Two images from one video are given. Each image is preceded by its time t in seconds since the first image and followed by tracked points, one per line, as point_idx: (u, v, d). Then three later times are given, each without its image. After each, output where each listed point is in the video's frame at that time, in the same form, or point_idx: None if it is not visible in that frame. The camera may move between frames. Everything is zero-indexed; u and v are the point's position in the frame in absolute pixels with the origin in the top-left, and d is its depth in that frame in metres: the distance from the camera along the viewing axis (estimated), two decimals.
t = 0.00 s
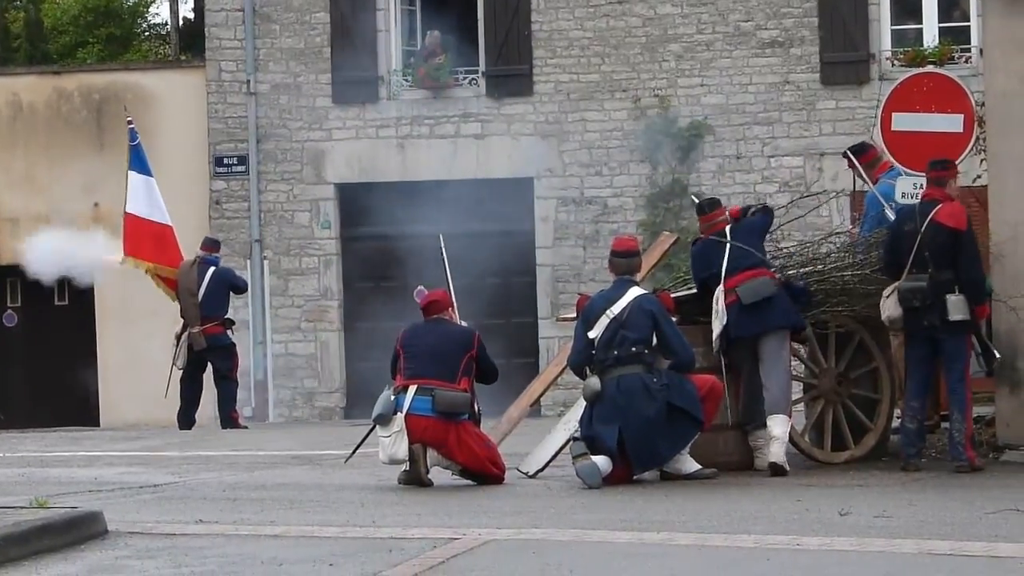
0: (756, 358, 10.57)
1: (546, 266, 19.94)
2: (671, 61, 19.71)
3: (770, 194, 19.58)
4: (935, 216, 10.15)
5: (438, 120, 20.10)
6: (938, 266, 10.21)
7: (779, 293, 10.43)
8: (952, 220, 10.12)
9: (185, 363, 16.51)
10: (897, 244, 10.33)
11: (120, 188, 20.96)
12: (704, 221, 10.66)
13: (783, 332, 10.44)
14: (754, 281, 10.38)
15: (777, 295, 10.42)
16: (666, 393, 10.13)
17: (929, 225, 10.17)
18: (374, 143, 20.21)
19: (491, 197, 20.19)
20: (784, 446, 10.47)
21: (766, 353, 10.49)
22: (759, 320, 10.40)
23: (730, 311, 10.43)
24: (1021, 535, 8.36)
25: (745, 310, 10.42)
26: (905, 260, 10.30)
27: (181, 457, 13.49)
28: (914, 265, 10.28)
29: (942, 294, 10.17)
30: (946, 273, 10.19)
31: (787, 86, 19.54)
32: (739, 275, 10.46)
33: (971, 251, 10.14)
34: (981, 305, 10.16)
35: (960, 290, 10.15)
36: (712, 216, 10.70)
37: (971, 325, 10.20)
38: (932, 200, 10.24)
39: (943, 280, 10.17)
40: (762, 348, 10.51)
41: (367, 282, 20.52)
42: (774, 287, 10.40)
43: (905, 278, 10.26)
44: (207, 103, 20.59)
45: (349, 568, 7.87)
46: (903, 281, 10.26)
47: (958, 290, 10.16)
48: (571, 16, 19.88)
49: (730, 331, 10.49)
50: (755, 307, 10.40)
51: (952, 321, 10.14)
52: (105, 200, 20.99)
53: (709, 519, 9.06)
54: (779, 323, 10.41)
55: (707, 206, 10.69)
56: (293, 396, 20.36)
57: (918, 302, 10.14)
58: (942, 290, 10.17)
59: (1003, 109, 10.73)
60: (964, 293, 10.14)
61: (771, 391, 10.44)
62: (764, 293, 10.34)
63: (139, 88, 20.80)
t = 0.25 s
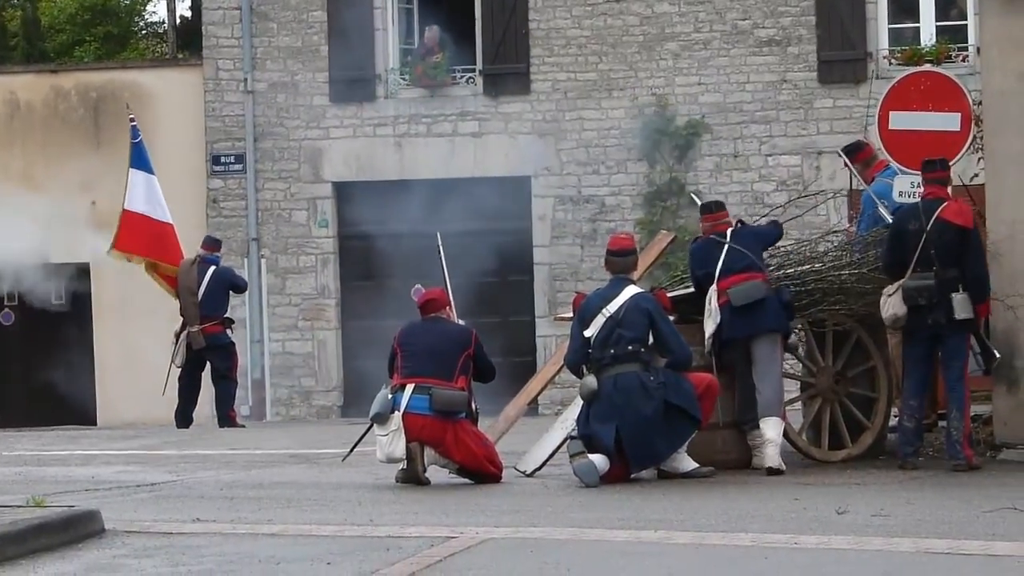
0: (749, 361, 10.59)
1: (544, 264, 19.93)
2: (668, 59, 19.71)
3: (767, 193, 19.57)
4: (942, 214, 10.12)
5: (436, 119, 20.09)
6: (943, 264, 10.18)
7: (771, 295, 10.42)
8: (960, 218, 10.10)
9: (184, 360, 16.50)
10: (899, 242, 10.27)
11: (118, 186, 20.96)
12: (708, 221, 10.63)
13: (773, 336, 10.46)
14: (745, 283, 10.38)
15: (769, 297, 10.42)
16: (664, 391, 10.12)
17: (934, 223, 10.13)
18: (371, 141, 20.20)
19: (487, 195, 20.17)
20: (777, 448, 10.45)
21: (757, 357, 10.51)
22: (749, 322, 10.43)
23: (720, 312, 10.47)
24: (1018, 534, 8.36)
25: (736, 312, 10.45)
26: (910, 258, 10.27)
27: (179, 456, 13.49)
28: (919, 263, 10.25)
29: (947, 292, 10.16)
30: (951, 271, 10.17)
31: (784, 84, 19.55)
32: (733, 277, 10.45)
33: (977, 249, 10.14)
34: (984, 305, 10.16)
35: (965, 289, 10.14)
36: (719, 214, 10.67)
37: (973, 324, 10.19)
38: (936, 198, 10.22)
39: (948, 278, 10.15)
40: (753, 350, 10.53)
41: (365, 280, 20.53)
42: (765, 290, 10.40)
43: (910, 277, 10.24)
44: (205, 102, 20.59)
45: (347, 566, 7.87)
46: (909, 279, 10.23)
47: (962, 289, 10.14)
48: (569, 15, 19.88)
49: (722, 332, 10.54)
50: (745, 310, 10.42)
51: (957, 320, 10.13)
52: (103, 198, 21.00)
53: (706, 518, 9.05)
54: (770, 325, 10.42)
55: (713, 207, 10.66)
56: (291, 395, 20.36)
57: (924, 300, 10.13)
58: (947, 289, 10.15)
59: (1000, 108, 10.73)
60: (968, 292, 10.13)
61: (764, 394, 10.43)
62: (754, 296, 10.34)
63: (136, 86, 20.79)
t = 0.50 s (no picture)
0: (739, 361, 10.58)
1: (539, 261, 19.93)
2: (665, 56, 19.69)
3: (763, 189, 19.57)
4: (941, 210, 10.15)
5: (432, 115, 20.08)
6: (944, 261, 10.19)
7: (751, 295, 10.36)
8: (959, 214, 10.13)
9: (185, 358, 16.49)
10: (896, 238, 10.24)
11: (112, 183, 21.00)
12: (721, 216, 10.62)
13: (755, 339, 10.42)
14: (725, 284, 10.36)
15: (747, 297, 10.35)
16: (659, 387, 10.13)
17: (934, 219, 10.15)
18: (367, 138, 20.19)
19: (483, 191, 20.14)
20: (770, 449, 10.45)
21: (745, 358, 10.48)
22: (730, 323, 10.41)
23: (705, 313, 10.50)
24: (1013, 530, 8.37)
25: (720, 313, 10.44)
26: (909, 255, 10.23)
27: (174, 452, 13.48)
28: (918, 260, 10.22)
29: (947, 289, 10.16)
30: (951, 267, 10.17)
31: (781, 81, 19.55)
32: (719, 278, 10.44)
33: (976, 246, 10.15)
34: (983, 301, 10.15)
35: (965, 285, 10.14)
36: (732, 209, 10.66)
37: (971, 320, 10.20)
38: (934, 194, 10.25)
39: (948, 275, 10.16)
40: (740, 351, 10.51)
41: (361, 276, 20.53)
42: (744, 290, 10.33)
43: (909, 273, 10.21)
44: (200, 98, 20.57)
45: (343, 563, 7.86)
46: (908, 275, 10.22)
47: (961, 285, 10.16)
48: (565, 11, 19.86)
49: (705, 331, 10.55)
50: (726, 310, 10.40)
51: (956, 316, 10.15)
52: (98, 194, 21.04)
53: (701, 514, 9.06)
54: (747, 326, 10.37)
55: (728, 204, 10.65)
56: (286, 391, 20.36)
57: (924, 297, 10.13)
58: (947, 286, 10.16)
59: (997, 104, 10.72)
60: (967, 288, 10.13)
61: (751, 399, 10.43)
62: (730, 298, 10.31)
63: (132, 83, 20.79)
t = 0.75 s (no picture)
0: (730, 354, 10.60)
1: (536, 255, 19.93)
2: (661, 50, 19.70)
3: (759, 183, 19.57)
4: (937, 205, 10.15)
5: (428, 110, 20.09)
6: (940, 254, 10.20)
7: (739, 291, 10.36)
8: (956, 209, 10.13)
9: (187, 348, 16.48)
10: (890, 232, 10.23)
11: (109, 178, 21.02)
12: (733, 213, 10.58)
13: (743, 334, 10.40)
14: (714, 280, 10.40)
15: (733, 294, 10.35)
16: (654, 381, 10.13)
17: (931, 213, 10.16)
18: (363, 133, 20.20)
19: (479, 186, 20.13)
20: (767, 445, 10.47)
21: (733, 352, 10.48)
22: (717, 318, 10.43)
23: (697, 309, 10.55)
24: (1010, 524, 8.37)
25: (709, 309, 10.48)
26: (904, 249, 10.23)
27: (171, 447, 13.49)
28: (914, 254, 10.23)
29: (943, 283, 10.17)
30: (947, 261, 10.19)
31: (777, 75, 19.53)
32: (715, 272, 10.46)
33: (973, 239, 10.12)
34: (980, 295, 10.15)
35: (961, 279, 10.14)
36: (747, 207, 10.60)
37: (967, 314, 10.18)
38: (930, 188, 10.24)
39: (944, 269, 10.17)
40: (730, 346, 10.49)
41: (357, 271, 20.53)
42: (730, 285, 10.35)
43: (906, 267, 10.22)
44: (197, 93, 20.56)
45: (339, 558, 7.87)
46: (904, 269, 10.23)
47: (958, 279, 10.16)
48: (561, 6, 19.88)
49: (697, 328, 10.59)
50: (715, 306, 10.43)
51: (953, 311, 10.13)
52: (94, 189, 21.04)
53: (697, 509, 9.07)
54: (731, 322, 10.37)
55: (741, 201, 10.61)
56: (283, 386, 20.36)
57: (921, 291, 10.14)
58: (943, 280, 10.17)
59: (992, 98, 10.72)
60: (963, 282, 10.13)
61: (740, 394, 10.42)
62: (714, 292, 10.34)
63: (128, 78, 20.81)
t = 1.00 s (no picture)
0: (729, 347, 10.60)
1: (534, 248, 19.92)
2: (659, 42, 19.70)
3: (757, 176, 19.56)
4: (934, 197, 10.15)
5: (425, 103, 20.08)
6: (937, 247, 10.18)
7: (739, 284, 10.33)
8: (952, 201, 10.13)
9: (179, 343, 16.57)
10: (888, 224, 10.24)
11: (107, 171, 21.00)
12: (736, 209, 10.47)
13: (742, 326, 10.39)
14: (713, 273, 10.38)
15: (734, 286, 10.33)
16: (651, 374, 10.13)
17: (927, 205, 10.15)
18: (361, 125, 20.19)
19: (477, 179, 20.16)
20: (767, 440, 10.47)
21: (733, 345, 10.48)
22: (718, 310, 10.43)
23: (697, 301, 10.53)
24: (1007, 517, 8.38)
25: (709, 301, 10.47)
26: (901, 242, 10.25)
27: (169, 440, 13.49)
28: (910, 247, 10.24)
29: (940, 275, 10.17)
30: (944, 254, 10.16)
31: (775, 67, 19.52)
32: (717, 265, 10.41)
33: (970, 232, 10.12)
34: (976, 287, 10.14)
35: (958, 272, 10.13)
36: (748, 202, 10.49)
37: (963, 306, 10.19)
38: (927, 181, 10.23)
39: (940, 262, 10.15)
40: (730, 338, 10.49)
41: (355, 264, 20.52)
42: (731, 278, 10.32)
43: (903, 259, 10.23)
44: (195, 85, 20.56)
45: (337, 550, 7.87)
46: (901, 261, 10.24)
47: (955, 272, 10.15)
48: None
49: (696, 320, 10.57)
50: (716, 298, 10.42)
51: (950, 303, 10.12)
52: (92, 182, 21.01)
53: (695, 501, 9.07)
54: (731, 315, 10.37)
55: (742, 197, 10.50)
56: (281, 379, 20.35)
57: (917, 283, 10.16)
58: (940, 273, 10.16)
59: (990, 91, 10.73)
60: (960, 275, 10.11)
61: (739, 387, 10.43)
62: (715, 284, 10.32)
63: (126, 71, 20.83)
